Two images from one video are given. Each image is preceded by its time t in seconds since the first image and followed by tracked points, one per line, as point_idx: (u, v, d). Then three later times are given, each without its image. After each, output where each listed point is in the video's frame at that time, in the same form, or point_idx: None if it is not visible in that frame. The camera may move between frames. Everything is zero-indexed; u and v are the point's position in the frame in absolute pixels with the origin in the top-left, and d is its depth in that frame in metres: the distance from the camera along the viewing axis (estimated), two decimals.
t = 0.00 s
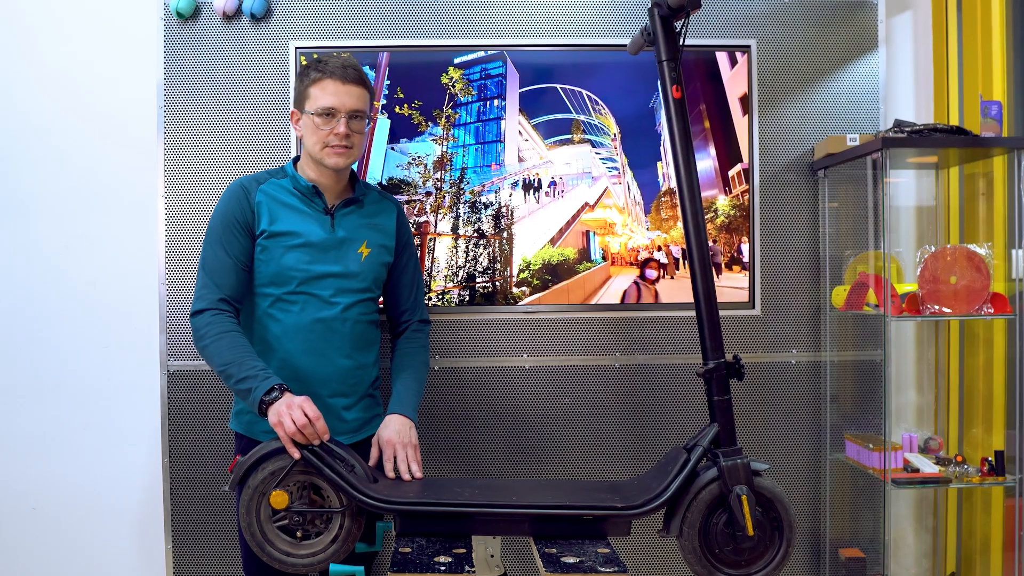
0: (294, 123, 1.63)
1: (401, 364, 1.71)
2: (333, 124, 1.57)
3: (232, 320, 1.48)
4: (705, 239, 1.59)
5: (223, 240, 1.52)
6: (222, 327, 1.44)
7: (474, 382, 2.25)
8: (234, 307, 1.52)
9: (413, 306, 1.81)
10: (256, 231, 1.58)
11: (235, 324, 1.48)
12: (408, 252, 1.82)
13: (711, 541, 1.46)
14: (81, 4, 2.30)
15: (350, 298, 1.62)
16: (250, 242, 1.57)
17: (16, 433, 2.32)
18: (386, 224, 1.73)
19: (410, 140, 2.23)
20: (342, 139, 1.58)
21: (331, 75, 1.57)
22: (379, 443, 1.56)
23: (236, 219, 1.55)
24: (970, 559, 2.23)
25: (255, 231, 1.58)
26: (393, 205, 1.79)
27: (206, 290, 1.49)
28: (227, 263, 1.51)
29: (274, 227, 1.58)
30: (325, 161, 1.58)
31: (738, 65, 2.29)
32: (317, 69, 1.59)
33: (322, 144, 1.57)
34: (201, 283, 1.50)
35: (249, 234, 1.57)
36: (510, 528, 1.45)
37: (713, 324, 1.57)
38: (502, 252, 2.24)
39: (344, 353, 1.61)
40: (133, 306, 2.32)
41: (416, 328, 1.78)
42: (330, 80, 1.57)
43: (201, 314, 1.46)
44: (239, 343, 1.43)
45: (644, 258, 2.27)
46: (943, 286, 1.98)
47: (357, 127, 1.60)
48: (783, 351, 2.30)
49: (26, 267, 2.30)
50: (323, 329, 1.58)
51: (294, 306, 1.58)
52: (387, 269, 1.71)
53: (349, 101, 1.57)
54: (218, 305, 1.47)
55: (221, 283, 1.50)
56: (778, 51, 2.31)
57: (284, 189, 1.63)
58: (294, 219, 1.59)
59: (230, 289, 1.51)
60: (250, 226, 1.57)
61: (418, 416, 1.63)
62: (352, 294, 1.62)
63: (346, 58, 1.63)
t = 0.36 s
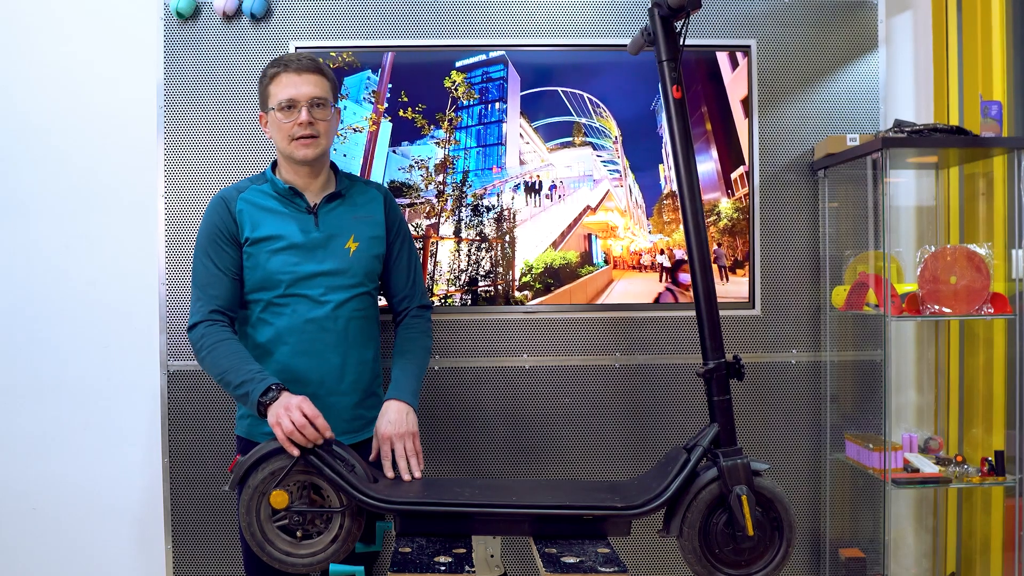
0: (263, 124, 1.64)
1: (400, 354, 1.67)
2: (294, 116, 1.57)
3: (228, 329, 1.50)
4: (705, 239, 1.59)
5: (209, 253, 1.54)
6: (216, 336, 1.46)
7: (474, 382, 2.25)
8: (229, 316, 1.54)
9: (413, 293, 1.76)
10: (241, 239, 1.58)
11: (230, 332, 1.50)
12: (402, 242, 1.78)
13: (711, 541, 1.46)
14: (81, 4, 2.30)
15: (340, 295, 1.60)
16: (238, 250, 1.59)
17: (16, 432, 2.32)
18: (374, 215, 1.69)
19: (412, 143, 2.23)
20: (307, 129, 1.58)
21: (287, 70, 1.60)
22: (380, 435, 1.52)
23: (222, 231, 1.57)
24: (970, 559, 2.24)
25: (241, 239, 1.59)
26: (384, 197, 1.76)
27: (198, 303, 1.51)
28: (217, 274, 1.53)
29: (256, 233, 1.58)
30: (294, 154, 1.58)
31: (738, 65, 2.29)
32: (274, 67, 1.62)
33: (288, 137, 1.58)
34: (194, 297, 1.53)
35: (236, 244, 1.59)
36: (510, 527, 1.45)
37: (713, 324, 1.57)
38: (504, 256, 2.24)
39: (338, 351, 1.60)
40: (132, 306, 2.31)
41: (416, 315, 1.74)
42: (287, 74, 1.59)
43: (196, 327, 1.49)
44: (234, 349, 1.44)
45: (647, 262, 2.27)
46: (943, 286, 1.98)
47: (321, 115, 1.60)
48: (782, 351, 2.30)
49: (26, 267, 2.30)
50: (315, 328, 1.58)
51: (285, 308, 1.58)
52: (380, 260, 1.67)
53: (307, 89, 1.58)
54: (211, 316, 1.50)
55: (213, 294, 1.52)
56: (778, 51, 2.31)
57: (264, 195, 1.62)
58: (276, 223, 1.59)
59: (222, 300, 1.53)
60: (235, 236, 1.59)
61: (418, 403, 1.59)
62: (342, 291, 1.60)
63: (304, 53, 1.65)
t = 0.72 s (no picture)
0: (253, 127, 1.60)
1: (393, 350, 1.63)
2: (289, 130, 1.54)
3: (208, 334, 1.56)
4: (705, 239, 1.59)
5: (195, 261, 1.59)
6: (194, 341, 1.53)
7: (474, 382, 2.25)
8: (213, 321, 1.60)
9: (406, 291, 1.74)
10: (229, 245, 1.60)
11: (211, 336, 1.56)
12: (395, 238, 1.76)
13: (711, 542, 1.46)
14: (80, 3, 2.30)
15: (332, 293, 1.60)
16: (225, 258, 1.62)
17: (16, 433, 2.32)
18: (365, 212, 1.68)
19: (413, 146, 2.23)
20: (300, 146, 1.55)
21: (284, 81, 1.55)
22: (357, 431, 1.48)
23: (207, 238, 1.60)
24: (970, 559, 2.24)
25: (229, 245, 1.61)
26: (375, 195, 1.74)
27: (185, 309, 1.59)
28: (201, 282, 1.58)
29: (245, 237, 1.59)
30: (285, 167, 1.57)
31: (739, 66, 2.29)
32: (271, 74, 1.56)
33: (279, 151, 1.55)
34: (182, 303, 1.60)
35: (223, 250, 1.61)
36: (510, 528, 1.45)
37: (713, 324, 1.57)
38: (506, 259, 2.24)
39: (332, 349, 1.59)
40: (131, 306, 2.31)
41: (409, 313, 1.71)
42: (284, 86, 1.55)
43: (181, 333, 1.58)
44: (211, 350, 1.50)
45: (649, 265, 2.27)
46: (943, 286, 1.98)
47: (315, 132, 1.57)
48: (782, 351, 2.30)
49: (26, 267, 2.30)
50: (308, 327, 1.58)
51: (277, 309, 1.58)
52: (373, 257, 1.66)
53: (304, 106, 1.55)
54: (193, 323, 1.57)
55: (196, 301, 1.58)
56: (778, 52, 2.31)
57: (253, 198, 1.63)
58: (265, 225, 1.60)
59: (207, 306, 1.58)
60: (224, 242, 1.61)
61: (401, 402, 1.54)
62: (334, 289, 1.60)
63: (302, 61, 1.60)
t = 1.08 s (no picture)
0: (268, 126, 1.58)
1: (389, 355, 1.65)
2: (303, 140, 1.53)
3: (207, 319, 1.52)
4: (705, 239, 1.59)
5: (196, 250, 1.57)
6: (194, 324, 1.49)
7: (474, 382, 2.25)
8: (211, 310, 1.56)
9: (402, 296, 1.75)
10: (230, 238, 1.60)
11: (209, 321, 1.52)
12: (394, 243, 1.76)
13: (711, 542, 1.46)
14: (80, 3, 2.30)
15: (330, 294, 1.60)
16: (226, 251, 1.60)
17: (16, 433, 2.32)
18: (366, 216, 1.68)
19: (414, 147, 2.23)
20: (313, 157, 1.54)
21: (306, 91, 1.52)
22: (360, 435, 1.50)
23: (211, 228, 1.59)
24: (970, 559, 2.24)
25: (230, 239, 1.60)
26: (376, 198, 1.75)
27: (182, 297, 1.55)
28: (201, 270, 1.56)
29: (247, 233, 1.58)
30: (295, 174, 1.56)
31: (739, 66, 2.29)
32: (293, 79, 1.53)
33: (292, 158, 1.54)
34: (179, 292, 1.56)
35: (224, 243, 1.60)
36: (510, 528, 1.45)
37: (713, 324, 1.57)
38: (507, 259, 2.24)
39: (329, 350, 1.60)
40: (131, 306, 2.31)
41: (405, 319, 1.72)
42: (305, 96, 1.52)
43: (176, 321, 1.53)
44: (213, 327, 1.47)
45: (651, 265, 2.27)
46: (943, 286, 1.98)
47: (329, 145, 1.56)
48: (783, 351, 2.30)
49: (26, 267, 2.30)
50: (306, 327, 1.58)
51: (275, 307, 1.58)
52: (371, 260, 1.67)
53: (323, 119, 1.53)
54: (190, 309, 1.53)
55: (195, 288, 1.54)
56: (778, 52, 2.31)
57: (255, 195, 1.62)
58: (267, 223, 1.59)
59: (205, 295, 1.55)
60: (225, 236, 1.60)
61: (398, 406, 1.56)
62: (333, 290, 1.61)
63: (326, 70, 1.56)
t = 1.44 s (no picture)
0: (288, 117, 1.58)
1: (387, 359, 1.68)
2: (326, 131, 1.53)
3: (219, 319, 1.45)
4: (705, 239, 1.59)
5: (208, 243, 1.49)
6: (208, 326, 1.42)
7: (474, 382, 2.25)
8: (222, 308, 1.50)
9: (398, 303, 1.79)
10: (242, 234, 1.55)
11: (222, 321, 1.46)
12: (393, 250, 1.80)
13: (711, 542, 1.46)
14: (80, 3, 2.30)
15: (339, 295, 1.60)
16: (236, 246, 1.55)
17: (15, 433, 2.32)
18: (371, 221, 1.71)
19: (414, 146, 2.23)
20: (333, 148, 1.55)
21: (335, 82, 1.53)
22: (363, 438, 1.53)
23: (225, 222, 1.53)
24: (970, 559, 2.23)
25: (242, 234, 1.56)
26: (380, 204, 1.77)
27: (192, 291, 1.46)
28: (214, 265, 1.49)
29: (261, 228, 1.55)
30: (311, 165, 1.55)
31: (739, 66, 2.29)
32: (322, 71, 1.54)
33: (312, 148, 1.54)
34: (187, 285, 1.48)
35: (235, 238, 1.55)
36: (510, 528, 1.45)
37: (713, 324, 1.57)
38: (507, 259, 2.24)
39: (335, 350, 1.60)
40: (131, 306, 2.31)
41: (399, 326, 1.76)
42: (333, 87, 1.54)
43: (186, 317, 1.44)
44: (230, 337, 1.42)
45: (652, 265, 2.27)
46: (943, 286, 1.98)
47: (349, 138, 1.57)
48: (782, 351, 2.30)
49: (26, 267, 2.30)
50: (314, 327, 1.57)
51: (284, 305, 1.56)
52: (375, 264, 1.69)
53: (348, 112, 1.55)
54: (202, 306, 1.45)
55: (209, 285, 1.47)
56: (778, 52, 2.31)
57: (268, 191, 1.60)
58: (280, 220, 1.57)
59: (217, 291, 1.48)
60: (236, 229, 1.55)
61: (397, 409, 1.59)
62: (342, 291, 1.61)
63: (353, 67, 1.59)
